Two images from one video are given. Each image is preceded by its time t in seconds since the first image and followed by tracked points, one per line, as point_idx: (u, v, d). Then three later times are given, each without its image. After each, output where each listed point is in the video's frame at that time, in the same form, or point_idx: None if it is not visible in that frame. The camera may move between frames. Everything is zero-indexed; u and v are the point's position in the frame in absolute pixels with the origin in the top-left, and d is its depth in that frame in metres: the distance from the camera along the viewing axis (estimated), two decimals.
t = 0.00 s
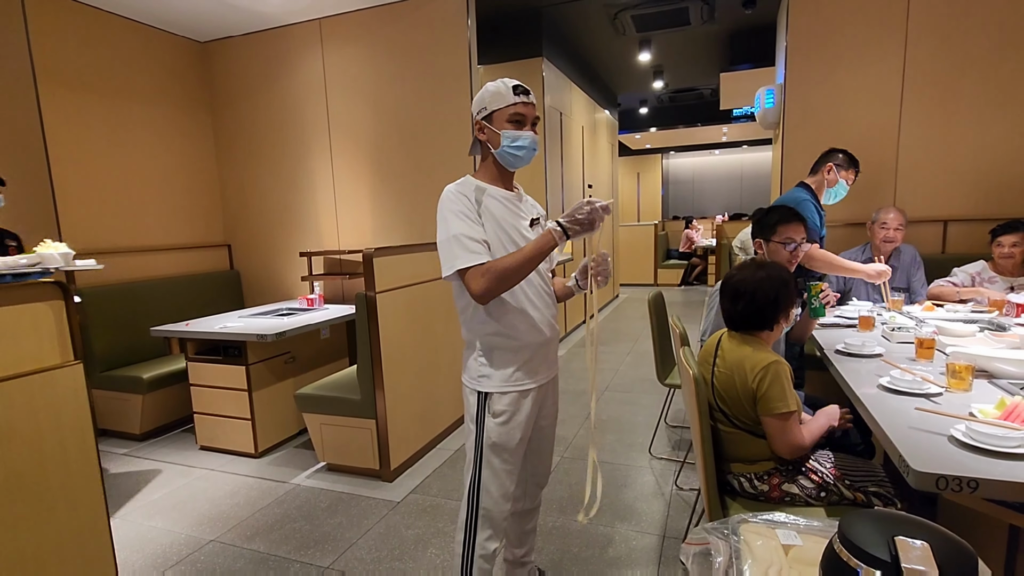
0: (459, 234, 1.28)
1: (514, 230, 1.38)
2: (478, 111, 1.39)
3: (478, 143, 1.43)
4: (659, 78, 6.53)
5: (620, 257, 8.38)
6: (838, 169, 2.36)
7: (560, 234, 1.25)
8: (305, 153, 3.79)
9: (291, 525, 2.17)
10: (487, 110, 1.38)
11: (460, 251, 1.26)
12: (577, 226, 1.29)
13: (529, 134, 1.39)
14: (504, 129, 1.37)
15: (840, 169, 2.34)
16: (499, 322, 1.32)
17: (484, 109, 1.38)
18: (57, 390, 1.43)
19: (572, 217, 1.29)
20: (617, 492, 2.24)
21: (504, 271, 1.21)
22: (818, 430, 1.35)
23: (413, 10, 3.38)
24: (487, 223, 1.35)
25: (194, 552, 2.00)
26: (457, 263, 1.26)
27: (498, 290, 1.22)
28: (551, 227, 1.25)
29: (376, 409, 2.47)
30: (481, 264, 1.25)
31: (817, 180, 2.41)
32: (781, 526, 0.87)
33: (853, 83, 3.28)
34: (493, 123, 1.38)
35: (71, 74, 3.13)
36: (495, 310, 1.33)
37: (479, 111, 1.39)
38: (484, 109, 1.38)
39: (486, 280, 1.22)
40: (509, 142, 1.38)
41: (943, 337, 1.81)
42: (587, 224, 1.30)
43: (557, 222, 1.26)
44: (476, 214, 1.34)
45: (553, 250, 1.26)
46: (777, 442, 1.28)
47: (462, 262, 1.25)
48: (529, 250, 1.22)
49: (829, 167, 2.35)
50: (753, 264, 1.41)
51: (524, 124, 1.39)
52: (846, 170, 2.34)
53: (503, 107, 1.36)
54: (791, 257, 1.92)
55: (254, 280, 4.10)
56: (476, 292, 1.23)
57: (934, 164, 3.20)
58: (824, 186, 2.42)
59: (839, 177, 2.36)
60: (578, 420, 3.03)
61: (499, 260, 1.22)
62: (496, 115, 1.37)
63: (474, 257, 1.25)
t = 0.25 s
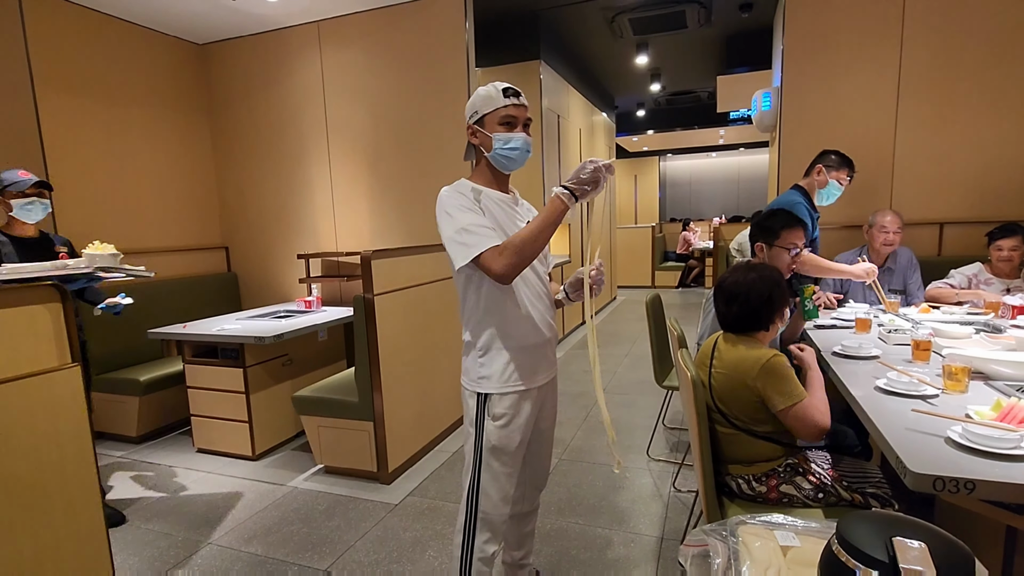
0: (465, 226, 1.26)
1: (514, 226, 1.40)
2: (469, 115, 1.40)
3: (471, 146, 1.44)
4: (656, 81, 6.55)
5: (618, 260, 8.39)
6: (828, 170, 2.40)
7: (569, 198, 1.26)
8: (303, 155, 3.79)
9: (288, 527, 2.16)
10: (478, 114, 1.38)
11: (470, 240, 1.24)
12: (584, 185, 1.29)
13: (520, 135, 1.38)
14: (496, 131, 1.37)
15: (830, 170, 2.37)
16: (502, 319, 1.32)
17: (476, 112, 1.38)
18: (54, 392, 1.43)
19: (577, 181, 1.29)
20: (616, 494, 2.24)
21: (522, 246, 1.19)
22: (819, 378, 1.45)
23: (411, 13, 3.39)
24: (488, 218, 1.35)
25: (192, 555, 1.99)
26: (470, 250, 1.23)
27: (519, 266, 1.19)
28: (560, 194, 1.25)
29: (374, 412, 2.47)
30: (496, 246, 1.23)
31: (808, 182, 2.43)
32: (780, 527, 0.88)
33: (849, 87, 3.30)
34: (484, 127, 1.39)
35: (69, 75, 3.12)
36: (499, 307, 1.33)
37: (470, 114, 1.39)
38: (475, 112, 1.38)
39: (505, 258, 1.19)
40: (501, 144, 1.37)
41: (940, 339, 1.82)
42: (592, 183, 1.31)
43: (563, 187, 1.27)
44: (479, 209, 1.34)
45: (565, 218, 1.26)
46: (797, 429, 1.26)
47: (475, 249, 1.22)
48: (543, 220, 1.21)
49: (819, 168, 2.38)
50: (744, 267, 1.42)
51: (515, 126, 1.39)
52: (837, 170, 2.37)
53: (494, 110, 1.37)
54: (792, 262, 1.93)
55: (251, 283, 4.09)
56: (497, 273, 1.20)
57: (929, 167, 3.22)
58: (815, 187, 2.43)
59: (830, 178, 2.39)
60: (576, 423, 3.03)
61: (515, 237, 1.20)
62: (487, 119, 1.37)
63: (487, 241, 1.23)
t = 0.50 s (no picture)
0: (463, 225, 1.26)
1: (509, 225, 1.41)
2: (461, 119, 1.40)
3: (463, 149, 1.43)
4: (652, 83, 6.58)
5: (614, 261, 8.40)
6: (821, 172, 2.41)
7: (577, 188, 1.27)
8: (299, 157, 3.78)
9: (283, 530, 2.15)
10: (470, 117, 1.38)
11: (470, 236, 1.24)
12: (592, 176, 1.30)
13: (511, 139, 1.37)
14: (487, 135, 1.37)
15: (822, 171, 2.38)
16: (500, 317, 1.33)
17: (468, 116, 1.39)
18: (47, 394, 1.41)
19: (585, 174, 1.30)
20: (612, 496, 2.24)
21: (528, 235, 1.19)
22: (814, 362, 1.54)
23: (408, 15, 3.39)
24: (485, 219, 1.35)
25: (186, 558, 1.98)
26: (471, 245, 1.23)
27: (527, 253, 1.20)
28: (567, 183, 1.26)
29: (370, 413, 2.46)
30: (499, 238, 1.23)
31: (801, 184, 2.44)
32: (774, 529, 0.88)
33: (844, 89, 3.31)
34: (476, 131, 1.38)
35: (64, 76, 3.11)
36: (497, 306, 1.33)
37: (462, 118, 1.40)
38: (467, 116, 1.38)
39: (512, 247, 1.19)
40: (490, 148, 1.36)
41: (933, 341, 1.83)
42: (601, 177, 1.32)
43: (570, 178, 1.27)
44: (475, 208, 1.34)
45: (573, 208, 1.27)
46: (804, 416, 1.30)
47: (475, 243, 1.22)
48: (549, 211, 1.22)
49: (812, 171, 2.39)
50: (739, 268, 1.43)
51: (506, 131, 1.38)
52: (830, 172, 2.38)
53: (485, 114, 1.37)
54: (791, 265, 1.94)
55: (247, 284, 4.08)
56: (504, 261, 1.20)
57: (923, 169, 3.24)
58: (809, 189, 2.43)
59: (823, 180, 2.40)
60: (571, 424, 3.04)
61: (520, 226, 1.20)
62: (478, 122, 1.37)
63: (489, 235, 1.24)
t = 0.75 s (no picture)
0: (458, 222, 1.26)
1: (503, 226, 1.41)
2: (456, 122, 1.38)
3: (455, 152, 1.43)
4: (647, 85, 6.59)
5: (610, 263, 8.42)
6: (819, 176, 2.39)
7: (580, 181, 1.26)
8: (295, 158, 3.77)
9: (277, 534, 2.13)
10: (467, 123, 1.37)
11: (468, 232, 1.24)
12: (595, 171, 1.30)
13: (505, 151, 1.38)
14: (481, 144, 1.37)
15: (821, 175, 2.36)
16: (494, 317, 1.32)
17: (463, 121, 1.37)
18: (38, 397, 1.40)
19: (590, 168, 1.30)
20: (607, 498, 2.24)
21: (530, 223, 1.18)
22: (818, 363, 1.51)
23: (403, 16, 3.39)
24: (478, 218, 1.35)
25: (179, 562, 1.97)
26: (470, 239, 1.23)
27: (528, 239, 1.18)
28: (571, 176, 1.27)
29: (364, 416, 2.45)
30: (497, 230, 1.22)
31: (800, 187, 2.45)
32: (767, 532, 0.88)
33: (838, 92, 3.33)
34: (471, 137, 1.37)
35: (56, 76, 3.09)
36: (492, 305, 1.33)
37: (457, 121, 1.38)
38: (463, 120, 1.36)
39: (513, 237, 1.18)
40: (485, 157, 1.37)
41: (927, 343, 1.84)
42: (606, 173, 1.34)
43: (575, 171, 1.27)
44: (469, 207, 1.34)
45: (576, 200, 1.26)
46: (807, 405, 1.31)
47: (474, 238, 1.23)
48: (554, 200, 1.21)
49: (810, 174, 2.40)
50: (734, 271, 1.43)
51: (501, 141, 1.39)
52: (829, 176, 2.36)
53: (483, 121, 1.36)
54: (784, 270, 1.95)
55: (242, 286, 4.06)
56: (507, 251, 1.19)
57: (917, 171, 3.26)
58: (808, 193, 2.45)
59: (822, 184, 2.39)
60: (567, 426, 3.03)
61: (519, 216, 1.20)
62: (474, 129, 1.36)
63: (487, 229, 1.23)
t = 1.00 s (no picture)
0: (456, 220, 1.25)
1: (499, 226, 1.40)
2: (454, 120, 1.37)
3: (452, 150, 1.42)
4: (644, 86, 6.61)
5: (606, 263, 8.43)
6: (820, 177, 2.39)
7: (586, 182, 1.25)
8: (291, 157, 3.75)
9: (273, 535, 2.12)
10: (465, 122, 1.36)
11: (467, 229, 1.23)
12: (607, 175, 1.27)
13: (503, 152, 1.38)
14: (479, 144, 1.37)
15: (822, 176, 2.37)
16: (493, 316, 1.32)
17: (461, 119, 1.36)
18: (31, 398, 1.38)
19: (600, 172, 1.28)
20: (605, 498, 2.24)
21: (529, 220, 1.17)
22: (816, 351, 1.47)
23: (400, 16, 3.38)
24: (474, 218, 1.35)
25: (174, 564, 1.95)
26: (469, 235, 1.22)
27: (530, 234, 1.17)
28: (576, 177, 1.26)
29: (361, 416, 2.44)
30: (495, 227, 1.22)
31: (801, 187, 2.44)
32: (765, 531, 0.87)
33: (834, 93, 3.34)
34: (468, 136, 1.37)
35: (50, 74, 3.06)
36: (488, 303, 1.32)
37: (454, 120, 1.37)
38: (461, 119, 1.35)
39: (514, 231, 1.18)
40: (482, 158, 1.37)
41: (923, 342, 1.84)
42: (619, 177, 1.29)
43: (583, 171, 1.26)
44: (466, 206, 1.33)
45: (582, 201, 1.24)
46: (808, 400, 1.31)
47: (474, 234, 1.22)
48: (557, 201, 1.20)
49: (812, 175, 2.39)
50: (729, 271, 1.43)
51: (499, 141, 1.39)
52: (830, 177, 2.37)
53: (481, 121, 1.35)
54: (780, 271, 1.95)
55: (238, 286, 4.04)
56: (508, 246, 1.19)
57: (912, 172, 3.27)
58: (809, 194, 2.45)
59: (823, 184, 2.40)
60: (564, 426, 3.03)
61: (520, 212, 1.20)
62: (473, 129, 1.35)
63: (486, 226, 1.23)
